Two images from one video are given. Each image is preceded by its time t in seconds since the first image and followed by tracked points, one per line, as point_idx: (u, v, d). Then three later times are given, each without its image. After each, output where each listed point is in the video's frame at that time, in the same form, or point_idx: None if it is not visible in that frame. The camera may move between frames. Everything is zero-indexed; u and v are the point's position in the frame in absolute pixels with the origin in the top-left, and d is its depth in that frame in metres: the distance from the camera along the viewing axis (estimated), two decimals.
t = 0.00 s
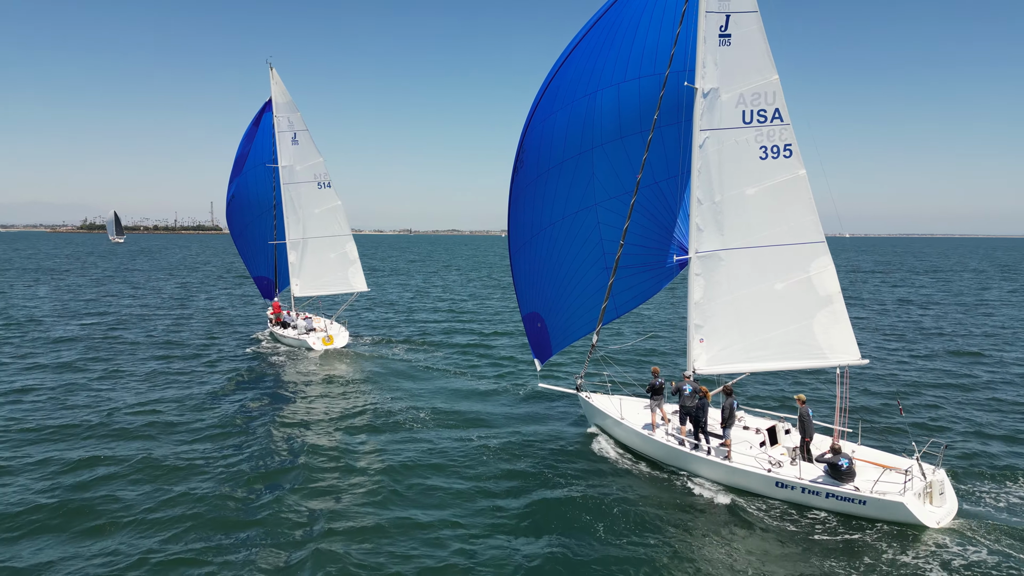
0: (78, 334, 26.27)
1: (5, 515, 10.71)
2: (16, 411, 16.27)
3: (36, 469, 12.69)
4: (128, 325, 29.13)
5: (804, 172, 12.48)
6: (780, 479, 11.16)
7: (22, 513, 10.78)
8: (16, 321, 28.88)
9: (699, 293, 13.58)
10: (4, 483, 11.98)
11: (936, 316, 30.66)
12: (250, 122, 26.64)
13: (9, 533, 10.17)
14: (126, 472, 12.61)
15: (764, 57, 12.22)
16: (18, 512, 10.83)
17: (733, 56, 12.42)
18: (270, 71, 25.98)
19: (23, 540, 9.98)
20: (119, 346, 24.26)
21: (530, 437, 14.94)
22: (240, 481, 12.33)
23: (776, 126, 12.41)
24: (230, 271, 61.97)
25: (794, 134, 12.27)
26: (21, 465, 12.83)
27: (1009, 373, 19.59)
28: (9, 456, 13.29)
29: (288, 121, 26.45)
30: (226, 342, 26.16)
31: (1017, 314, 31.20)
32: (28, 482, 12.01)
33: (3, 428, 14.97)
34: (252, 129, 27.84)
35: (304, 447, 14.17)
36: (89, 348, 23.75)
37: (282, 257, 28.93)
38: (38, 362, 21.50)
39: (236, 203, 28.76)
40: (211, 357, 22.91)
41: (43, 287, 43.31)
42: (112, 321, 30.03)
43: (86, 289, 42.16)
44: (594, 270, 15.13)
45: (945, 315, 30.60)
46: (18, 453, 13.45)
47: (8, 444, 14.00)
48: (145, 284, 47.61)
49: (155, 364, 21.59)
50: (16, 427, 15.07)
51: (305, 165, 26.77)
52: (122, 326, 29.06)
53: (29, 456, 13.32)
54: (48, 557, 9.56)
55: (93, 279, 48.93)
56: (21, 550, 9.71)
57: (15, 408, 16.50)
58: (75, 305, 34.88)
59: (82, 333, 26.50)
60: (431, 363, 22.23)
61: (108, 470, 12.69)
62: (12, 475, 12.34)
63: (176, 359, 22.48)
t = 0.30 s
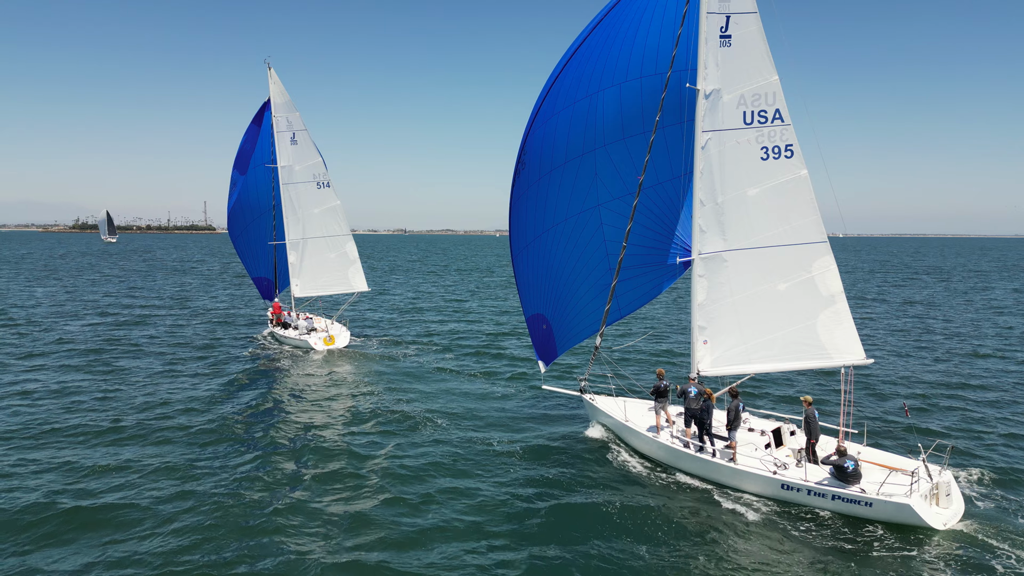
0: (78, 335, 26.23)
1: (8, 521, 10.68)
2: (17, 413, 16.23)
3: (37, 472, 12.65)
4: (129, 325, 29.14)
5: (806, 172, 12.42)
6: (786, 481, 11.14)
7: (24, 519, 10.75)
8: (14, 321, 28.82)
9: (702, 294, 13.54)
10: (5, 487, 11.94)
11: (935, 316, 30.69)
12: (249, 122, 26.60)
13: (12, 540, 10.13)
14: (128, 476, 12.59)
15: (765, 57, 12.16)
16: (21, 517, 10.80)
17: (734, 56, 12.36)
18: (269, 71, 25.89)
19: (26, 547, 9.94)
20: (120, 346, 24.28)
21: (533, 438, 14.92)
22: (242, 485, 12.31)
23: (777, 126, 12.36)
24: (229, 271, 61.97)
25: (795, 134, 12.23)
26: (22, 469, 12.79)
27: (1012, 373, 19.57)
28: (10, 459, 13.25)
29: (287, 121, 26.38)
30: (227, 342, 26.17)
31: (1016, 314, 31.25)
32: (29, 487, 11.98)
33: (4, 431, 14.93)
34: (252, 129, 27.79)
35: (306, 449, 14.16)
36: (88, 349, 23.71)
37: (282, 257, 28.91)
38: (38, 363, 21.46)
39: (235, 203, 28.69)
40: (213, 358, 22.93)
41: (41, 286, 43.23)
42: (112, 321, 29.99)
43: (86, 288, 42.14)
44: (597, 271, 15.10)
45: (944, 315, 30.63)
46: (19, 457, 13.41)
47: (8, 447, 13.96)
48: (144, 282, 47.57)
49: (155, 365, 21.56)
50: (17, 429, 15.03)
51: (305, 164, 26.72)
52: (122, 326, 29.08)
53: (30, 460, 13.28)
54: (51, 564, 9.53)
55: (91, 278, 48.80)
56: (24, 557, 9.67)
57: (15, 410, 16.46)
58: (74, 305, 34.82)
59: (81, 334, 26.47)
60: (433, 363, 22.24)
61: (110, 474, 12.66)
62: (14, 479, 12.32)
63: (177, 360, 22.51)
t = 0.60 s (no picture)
0: (79, 336, 26.21)
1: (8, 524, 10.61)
2: (17, 415, 16.18)
3: (37, 475, 12.59)
4: (130, 326, 29.11)
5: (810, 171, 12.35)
6: (793, 482, 11.09)
7: (25, 522, 10.67)
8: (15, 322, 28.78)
9: (708, 295, 13.46)
10: (6, 490, 11.88)
11: (937, 315, 30.61)
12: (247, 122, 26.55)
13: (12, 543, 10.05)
14: (129, 478, 12.52)
15: (770, 56, 12.08)
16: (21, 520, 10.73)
17: (739, 56, 12.28)
18: (267, 71, 25.80)
19: (26, 550, 9.87)
20: (122, 347, 24.25)
21: (537, 439, 14.88)
22: (245, 487, 12.24)
23: (782, 126, 12.29)
24: (229, 271, 61.96)
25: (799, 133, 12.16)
26: (22, 472, 12.73)
27: (1016, 373, 19.50)
28: (10, 462, 13.19)
29: (286, 120, 26.31)
30: (228, 342, 26.12)
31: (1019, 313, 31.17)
32: (30, 490, 11.91)
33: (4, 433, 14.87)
34: (250, 129, 27.73)
35: (308, 451, 14.08)
36: (90, 349, 23.68)
37: (282, 257, 28.85)
38: (39, 365, 21.40)
39: (234, 204, 28.63)
40: (214, 359, 22.91)
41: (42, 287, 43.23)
42: (113, 322, 29.96)
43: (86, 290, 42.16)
44: (603, 271, 15.04)
45: (947, 314, 30.53)
46: (19, 459, 13.35)
47: (9, 449, 13.91)
48: (145, 283, 47.55)
49: (156, 366, 21.52)
50: (17, 432, 14.97)
51: (304, 164, 26.65)
52: (123, 326, 29.05)
53: (31, 462, 13.21)
54: (51, 568, 9.46)
55: (91, 279, 48.78)
56: (25, 560, 9.60)
57: (16, 412, 16.40)
58: (75, 305, 34.77)
59: (82, 335, 26.43)
60: (435, 364, 22.21)
61: (111, 476, 12.59)
62: (15, 481, 12.26)
63: (179, 360, 22.47)
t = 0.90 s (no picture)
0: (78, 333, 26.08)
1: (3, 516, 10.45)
2: (14, 410, 16.04)
3: (32, 469, 12.42)
4: (130, 326, 28.99)
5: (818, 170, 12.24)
6: (801, 484, 10.99)
7: (19, 514, 10.51)
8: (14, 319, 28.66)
9: (714, 295, 13.38)
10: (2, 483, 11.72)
11: (939, 317, 30.54)
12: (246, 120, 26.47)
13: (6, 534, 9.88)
14: (126, 472, 12.37)
15: (778, 54, 11.97)
16: (17, 513, 10.57)
17: (747, 54, 12.19)
18: (267, 70, 25.78)
19: (20, 541, 9.71)
20: (122, 347, 24.14)
21: (541, 439, 14.78)
22: (244, 483, 12.09)
23: (790, 124, 12.19)
24: (228, 271, 61.86)
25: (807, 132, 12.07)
26: (18, 465, 12.58)
27: (1020, 373, 19.43)
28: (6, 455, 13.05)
29: (285, 119, 26.23)
30: (229, 342, 26.02)
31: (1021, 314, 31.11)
32: (26, 482, 11.75)
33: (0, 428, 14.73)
34: (250, 128, 27.66)
35: (308, 449, 13.96)
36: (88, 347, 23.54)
37: (281, 257, 28.76)
38: (37, 363, 21.28)
39: (234, 203, 28.57)
40: (215, 359, 22.81)
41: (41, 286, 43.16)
42: (112, 321, 29.82)
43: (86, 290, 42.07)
44: (608, 270, 14.94)
45: (948, 316, 30.48)
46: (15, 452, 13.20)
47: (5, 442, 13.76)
48: (144, 283, 47.47)
49: (155, 365, 21.43)
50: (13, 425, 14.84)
51: (303, 163, 26.58)
52: (124, 326, 28.94)
53: (27, 455, 13.06)
54: (46, 560, 9.29)
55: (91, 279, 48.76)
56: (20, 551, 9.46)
57: (13, 407, 16.27)
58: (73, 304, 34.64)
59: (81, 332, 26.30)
60: (436, 364, 22.12)
61: (109, 470, 12.46)
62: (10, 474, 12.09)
63: (179, 359, 22.36)
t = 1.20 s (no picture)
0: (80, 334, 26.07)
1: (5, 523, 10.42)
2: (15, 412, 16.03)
3: (34, 473, 12.40)
4: (132, 326, 29.03)
5: (825, 170, 12.16)
6: (807, 487, 10.95)
7: (21, 520, 10.48)
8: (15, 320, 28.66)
9: (719, 296, 13.34)
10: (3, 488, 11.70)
11: (939, 316, 30.56)
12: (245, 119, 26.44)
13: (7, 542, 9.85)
14: (130, 475, 12.41)
15: (784, 54, 11.90)
16: (19, 519, 10.54)
17: (750, 54, 12.13)
18: (267, 68, 25.76)
19: (22, 549, 9.68)
20: (124, 348, 24.21)
21: (545, 440, 14.79)
22: (246, 487, 12.07)
23: (795, 124, 12.13)
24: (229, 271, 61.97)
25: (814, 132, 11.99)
26: (20, 469, 12.56)
27: None
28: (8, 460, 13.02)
29: (285, 118, 26.19)
30: (230, 343, 26.04)
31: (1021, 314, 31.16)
32: (27, 487, 11.73)
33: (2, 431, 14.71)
34: (250, 127, 27.62)
35: (311, 451, 13.95)
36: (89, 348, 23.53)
37: (281, 256, 28.73)
38: (39, 364, 21.28)
39: (234, 202, 28.52)
40: (217, 359, 22.83)
41: (41, 287, 43.19)
42: (114, 322, 29.82)
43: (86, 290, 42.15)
44: (610, 272, 14.89)
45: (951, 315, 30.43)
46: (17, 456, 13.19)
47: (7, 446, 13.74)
48: (144, 284, 47.48)
49: (156, 366, 21.42)
50: (15, 428, 14.83)
51: (303, 162, 26.55)
52: (125, 327, 28.97)
53: (29, 460, 13.04)
54: (49, 568, 9.26)
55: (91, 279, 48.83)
56: (23, 558, 9.42)
57: (14, 409, 16.26)
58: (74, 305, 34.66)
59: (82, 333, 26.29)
60: (439, 364, 22.10)
61: (111, 475, 12.44)
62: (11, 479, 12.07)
63: (181, 360, 22.39)
